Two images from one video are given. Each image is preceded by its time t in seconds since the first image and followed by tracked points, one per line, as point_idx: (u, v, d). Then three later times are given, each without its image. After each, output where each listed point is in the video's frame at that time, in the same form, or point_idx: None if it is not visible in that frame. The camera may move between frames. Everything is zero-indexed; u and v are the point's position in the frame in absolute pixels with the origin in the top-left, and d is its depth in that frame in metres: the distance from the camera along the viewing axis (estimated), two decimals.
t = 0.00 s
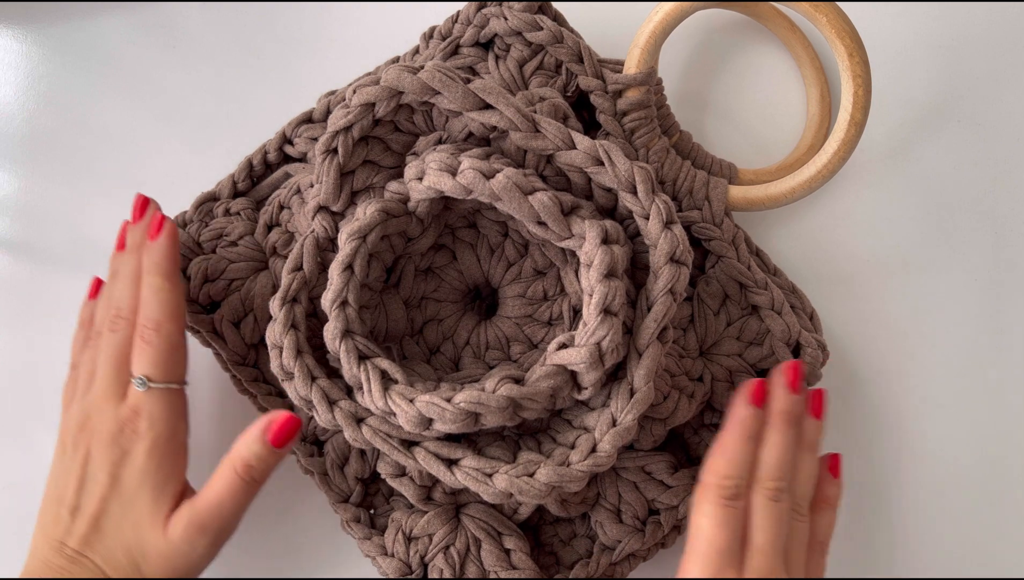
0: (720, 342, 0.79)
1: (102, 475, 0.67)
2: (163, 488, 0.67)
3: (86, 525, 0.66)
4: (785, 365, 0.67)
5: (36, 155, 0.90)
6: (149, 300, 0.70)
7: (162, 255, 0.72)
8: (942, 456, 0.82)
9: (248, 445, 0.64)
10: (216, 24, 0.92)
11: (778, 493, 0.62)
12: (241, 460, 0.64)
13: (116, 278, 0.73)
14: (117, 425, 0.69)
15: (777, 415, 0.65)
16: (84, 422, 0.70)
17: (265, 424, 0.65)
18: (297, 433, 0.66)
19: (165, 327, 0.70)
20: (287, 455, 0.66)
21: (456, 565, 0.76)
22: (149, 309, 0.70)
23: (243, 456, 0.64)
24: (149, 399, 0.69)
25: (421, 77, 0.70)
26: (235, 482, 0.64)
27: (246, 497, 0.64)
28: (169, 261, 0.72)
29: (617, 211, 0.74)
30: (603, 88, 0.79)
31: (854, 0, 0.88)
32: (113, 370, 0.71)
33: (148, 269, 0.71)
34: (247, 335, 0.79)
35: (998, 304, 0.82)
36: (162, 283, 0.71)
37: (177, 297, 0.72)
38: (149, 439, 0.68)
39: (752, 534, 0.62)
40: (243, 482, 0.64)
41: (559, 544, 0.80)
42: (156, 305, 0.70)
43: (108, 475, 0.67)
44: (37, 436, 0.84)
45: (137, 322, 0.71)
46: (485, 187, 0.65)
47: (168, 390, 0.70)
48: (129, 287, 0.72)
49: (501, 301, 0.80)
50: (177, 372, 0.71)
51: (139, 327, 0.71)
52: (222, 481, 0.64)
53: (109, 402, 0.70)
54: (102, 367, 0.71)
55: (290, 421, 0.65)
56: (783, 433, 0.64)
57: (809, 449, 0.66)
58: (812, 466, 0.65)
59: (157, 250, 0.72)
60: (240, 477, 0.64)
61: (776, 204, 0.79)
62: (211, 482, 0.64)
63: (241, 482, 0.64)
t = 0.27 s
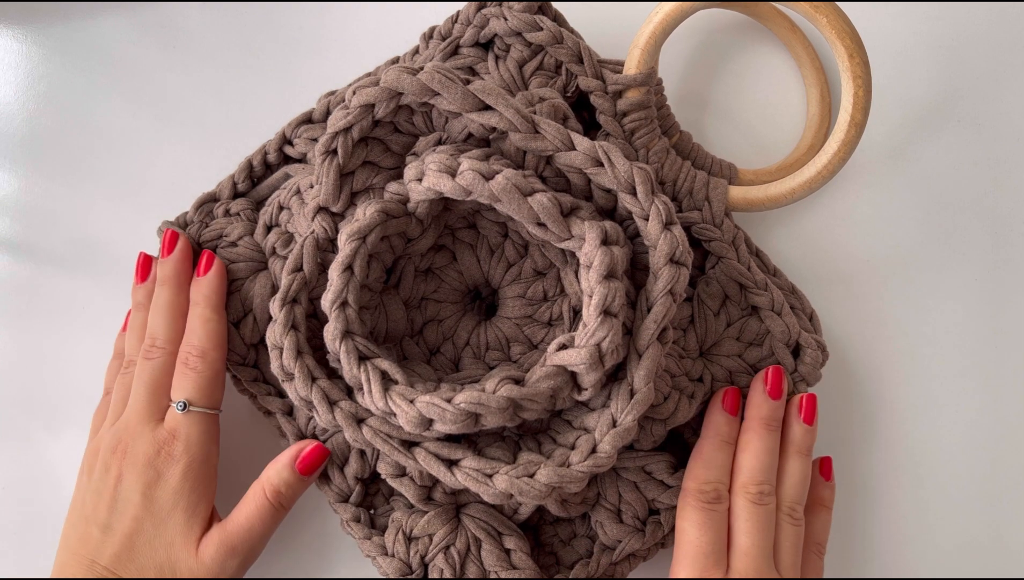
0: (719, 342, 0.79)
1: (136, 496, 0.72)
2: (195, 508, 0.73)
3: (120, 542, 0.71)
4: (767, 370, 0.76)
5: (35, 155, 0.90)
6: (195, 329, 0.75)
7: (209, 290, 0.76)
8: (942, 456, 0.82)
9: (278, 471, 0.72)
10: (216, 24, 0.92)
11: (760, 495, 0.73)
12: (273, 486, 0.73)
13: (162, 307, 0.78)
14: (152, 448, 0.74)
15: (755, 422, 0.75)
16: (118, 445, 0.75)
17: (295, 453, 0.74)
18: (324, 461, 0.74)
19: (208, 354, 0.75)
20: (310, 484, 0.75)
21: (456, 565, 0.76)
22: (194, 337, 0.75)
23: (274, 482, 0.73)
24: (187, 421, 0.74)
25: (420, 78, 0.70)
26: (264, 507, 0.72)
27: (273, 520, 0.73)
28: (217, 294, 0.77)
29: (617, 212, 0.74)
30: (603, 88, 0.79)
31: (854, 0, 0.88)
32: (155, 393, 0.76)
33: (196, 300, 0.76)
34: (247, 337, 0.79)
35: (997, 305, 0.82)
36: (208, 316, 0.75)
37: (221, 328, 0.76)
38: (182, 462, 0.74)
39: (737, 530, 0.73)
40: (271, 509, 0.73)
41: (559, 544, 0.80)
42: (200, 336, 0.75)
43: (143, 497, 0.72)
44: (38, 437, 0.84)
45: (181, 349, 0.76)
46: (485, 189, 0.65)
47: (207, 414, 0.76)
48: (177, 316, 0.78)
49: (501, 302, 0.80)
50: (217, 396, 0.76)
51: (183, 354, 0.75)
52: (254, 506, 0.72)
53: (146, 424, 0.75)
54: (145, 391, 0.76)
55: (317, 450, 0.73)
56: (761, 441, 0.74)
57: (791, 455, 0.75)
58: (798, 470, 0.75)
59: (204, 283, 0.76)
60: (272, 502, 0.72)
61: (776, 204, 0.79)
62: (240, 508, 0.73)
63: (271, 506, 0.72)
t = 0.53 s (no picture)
0: (719, 342, 0.79)
1: (129, 493, 0.69)
2: (190, 506, 0.70)
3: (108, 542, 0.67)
4: (746, 376, 0.77)
5: (36, 155, 0.90)
6: (199, 324, 0.75)
7: (214, 286, 0.77)
8: (943, 456, 0.82)
9: (276, 471, 0.71)
10: (217, 25, 0.93)
11: (750, 498, 0.71)
12: (268, 486, 0.71)
13: (164, 304, 0.77)
14: (148, 443, 0.72)
15: (739, 425, 0.75)
16: (112, 440, 0.72)
17: (295, 454, 0.72)
18: (322, 465, 0.73)
19: (211, 350, 0.75)
20: (308, 488, 0.73)
21: (456, 565, 0.76)
22: (197, 332, 0.75)
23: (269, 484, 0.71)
24: (186, 415, 0.73)
25: (420, 77, 0.70)
26: (259, 508, 0.70)
27: (267, 521, 0.71)
28: (222, 291, 0.77)
29: (617, 211, 0.74)
30: (602, 88, 0.79)
31: None
32: (153, 387, 0.75)
33: (200, 296, 0.76)
34: (247, 336, 0.79)
35: (999, 305, 0.82)
36: (212, 311, 0.76)
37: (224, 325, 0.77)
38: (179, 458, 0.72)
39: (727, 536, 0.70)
40: (266, 511, 0.70)
41: (558, 545, 0.80)
42: (203, 331, 0.75)
43: (137, 494, 0.69)
44: (38, 436, 0.85)
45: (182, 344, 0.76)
46: (484, 188, 0.65)
47: (206, 409, 0.75)
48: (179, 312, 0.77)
49: (501, 301, 0.80)
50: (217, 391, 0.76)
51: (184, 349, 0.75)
52: (248, 507, 0.70)
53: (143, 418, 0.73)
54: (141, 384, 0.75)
55: (317, 453, 0.72)
56: (747, 444, 0.73)
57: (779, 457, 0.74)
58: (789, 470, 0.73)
59: (209, 280, 0.77)
60: (267, 503, 0.71)
61: (776, 204, 0.79)
62: (236, 506, 0.71)
63: (267, 508, 0.70)
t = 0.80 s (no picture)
0: (719, 342, 0.79)
1: (74, 523, 0.61)
2: (142, 543, 0.61)
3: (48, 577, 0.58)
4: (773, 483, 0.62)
5: (35, 155, 0.90)
6: (173, 341, 0.69)
7: (196, 300, 0.71)
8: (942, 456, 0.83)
9: (243, 507, 0.61)
10: (216, 24, 0.93)
11: None
12: (232, 527, 0.61)
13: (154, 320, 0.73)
14: (102, 470, 0.63)
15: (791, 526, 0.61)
16: (63, 462, 0.64)
17: (263, 488, 0.62)
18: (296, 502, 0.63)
19: (183, 367, 0.69)
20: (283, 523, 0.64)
21: (456, 565, 0.76)
22: (171, 349, 0.69)
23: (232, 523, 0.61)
24: (144, 439, 0.64)
25: (421, 77, 0.70)
26: (219, 551, 0.60)
27: (226, 567, 0.61)
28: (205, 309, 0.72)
29: (617, 210, 0.74)
30: (603, 87, 0.79)
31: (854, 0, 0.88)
32: (113, 405, 0.67)
33: (183, 313, 0.71)
34: (247, 335, 0.78)
35: (1000, 305, 0.82)
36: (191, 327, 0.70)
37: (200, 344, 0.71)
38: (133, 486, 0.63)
39: None
40: (228, 553, 0.60)
41: (558, 545, 0.80)
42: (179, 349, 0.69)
43: (83, 526, 0.61)
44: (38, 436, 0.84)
45: (154, 361, 0.70)
46: (485, 187, 0.65)
47: (169, 435, 0.66)
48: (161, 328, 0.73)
49: (501, 301, 0.80)
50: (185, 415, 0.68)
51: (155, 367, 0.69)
52: (207, 548, 0.60)
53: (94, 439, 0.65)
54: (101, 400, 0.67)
55: (292, 488, 0.62)
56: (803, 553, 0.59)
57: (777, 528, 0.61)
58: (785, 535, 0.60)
59: (195, 293, 0.72)
60: (227, 543, 0.60)
61: (776, 204, 0.79)
62: (194, 546, 0.61)
63: (230, 549, 0.60)
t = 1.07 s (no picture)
0: (719, 342, 0.79)
1: None
2: None
3: None
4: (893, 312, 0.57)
5: (35, 155, 0.90)
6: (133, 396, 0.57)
7: (158, 338, 0.58)
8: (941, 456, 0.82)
9: None
10: (216, 24, 0.92)
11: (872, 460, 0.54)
12: None
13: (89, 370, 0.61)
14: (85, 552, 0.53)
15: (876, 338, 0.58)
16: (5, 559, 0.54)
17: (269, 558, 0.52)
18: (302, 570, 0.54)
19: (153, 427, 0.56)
20: None
21: (456, 564, 0.76)
22: (110, 444, 0.52)
23: None
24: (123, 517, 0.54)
25: (421, 77, 0.70)
26: None
27: None
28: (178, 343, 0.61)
29: (618, 210, 0.74)
30: (603, 87, 0.79)
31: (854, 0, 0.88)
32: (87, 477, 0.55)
33: (140, 389, 0.54)
34: (246, 336, 0.78)
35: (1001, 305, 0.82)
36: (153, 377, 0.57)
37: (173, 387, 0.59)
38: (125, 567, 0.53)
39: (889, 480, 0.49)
40: None
41: (558, 545, 0.80)
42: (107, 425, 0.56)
43: None
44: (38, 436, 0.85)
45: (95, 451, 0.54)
46: (485, 187, 0.65)
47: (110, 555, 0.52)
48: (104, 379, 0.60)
49: (501, 301, 0.80)
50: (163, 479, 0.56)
51: (90, 443, 0.56)
52: None
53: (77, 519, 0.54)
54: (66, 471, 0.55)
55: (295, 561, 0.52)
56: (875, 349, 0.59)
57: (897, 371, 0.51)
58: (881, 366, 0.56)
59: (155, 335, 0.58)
60: None
61: (776, 204, 0.79)
62: None
63: None
